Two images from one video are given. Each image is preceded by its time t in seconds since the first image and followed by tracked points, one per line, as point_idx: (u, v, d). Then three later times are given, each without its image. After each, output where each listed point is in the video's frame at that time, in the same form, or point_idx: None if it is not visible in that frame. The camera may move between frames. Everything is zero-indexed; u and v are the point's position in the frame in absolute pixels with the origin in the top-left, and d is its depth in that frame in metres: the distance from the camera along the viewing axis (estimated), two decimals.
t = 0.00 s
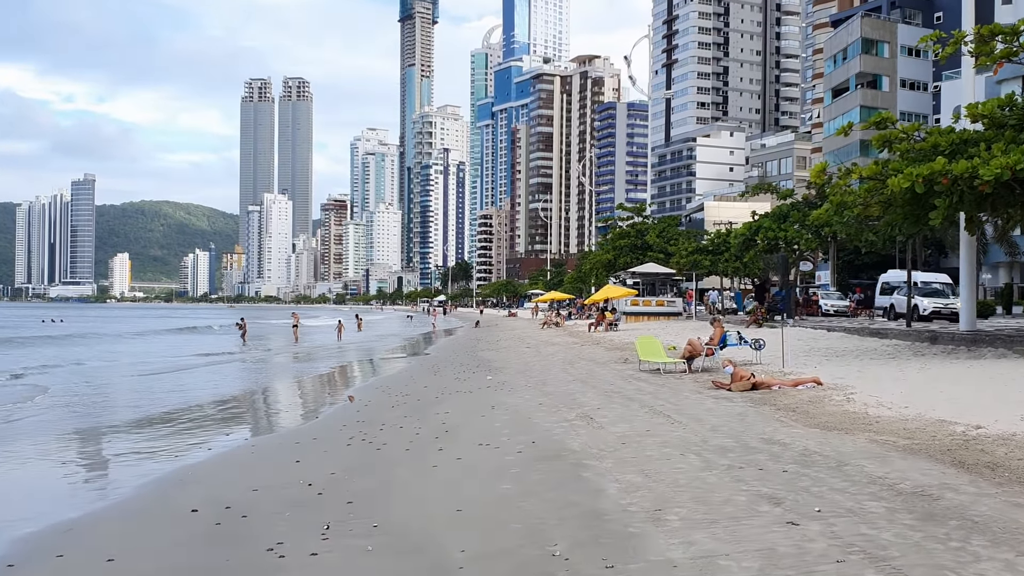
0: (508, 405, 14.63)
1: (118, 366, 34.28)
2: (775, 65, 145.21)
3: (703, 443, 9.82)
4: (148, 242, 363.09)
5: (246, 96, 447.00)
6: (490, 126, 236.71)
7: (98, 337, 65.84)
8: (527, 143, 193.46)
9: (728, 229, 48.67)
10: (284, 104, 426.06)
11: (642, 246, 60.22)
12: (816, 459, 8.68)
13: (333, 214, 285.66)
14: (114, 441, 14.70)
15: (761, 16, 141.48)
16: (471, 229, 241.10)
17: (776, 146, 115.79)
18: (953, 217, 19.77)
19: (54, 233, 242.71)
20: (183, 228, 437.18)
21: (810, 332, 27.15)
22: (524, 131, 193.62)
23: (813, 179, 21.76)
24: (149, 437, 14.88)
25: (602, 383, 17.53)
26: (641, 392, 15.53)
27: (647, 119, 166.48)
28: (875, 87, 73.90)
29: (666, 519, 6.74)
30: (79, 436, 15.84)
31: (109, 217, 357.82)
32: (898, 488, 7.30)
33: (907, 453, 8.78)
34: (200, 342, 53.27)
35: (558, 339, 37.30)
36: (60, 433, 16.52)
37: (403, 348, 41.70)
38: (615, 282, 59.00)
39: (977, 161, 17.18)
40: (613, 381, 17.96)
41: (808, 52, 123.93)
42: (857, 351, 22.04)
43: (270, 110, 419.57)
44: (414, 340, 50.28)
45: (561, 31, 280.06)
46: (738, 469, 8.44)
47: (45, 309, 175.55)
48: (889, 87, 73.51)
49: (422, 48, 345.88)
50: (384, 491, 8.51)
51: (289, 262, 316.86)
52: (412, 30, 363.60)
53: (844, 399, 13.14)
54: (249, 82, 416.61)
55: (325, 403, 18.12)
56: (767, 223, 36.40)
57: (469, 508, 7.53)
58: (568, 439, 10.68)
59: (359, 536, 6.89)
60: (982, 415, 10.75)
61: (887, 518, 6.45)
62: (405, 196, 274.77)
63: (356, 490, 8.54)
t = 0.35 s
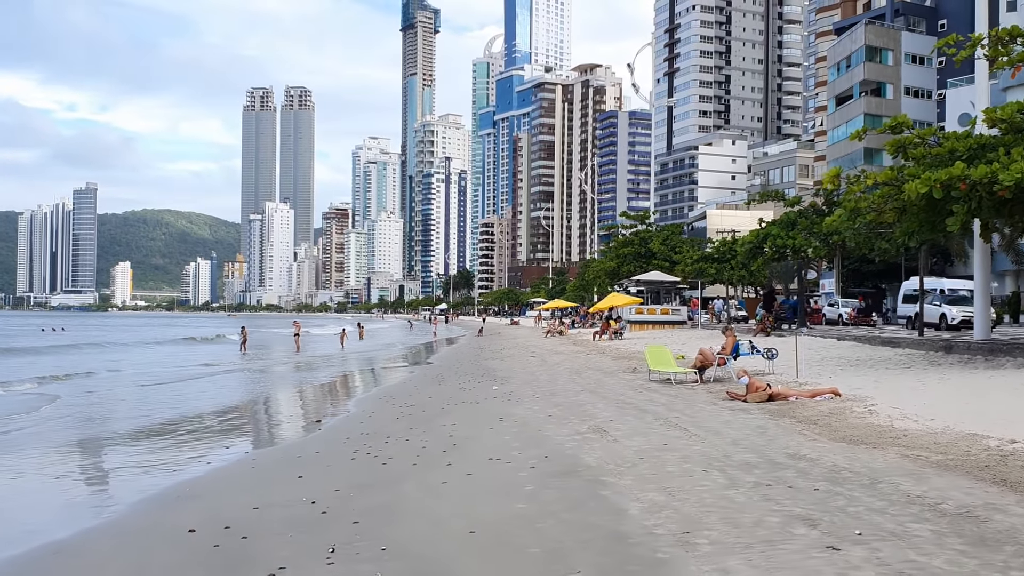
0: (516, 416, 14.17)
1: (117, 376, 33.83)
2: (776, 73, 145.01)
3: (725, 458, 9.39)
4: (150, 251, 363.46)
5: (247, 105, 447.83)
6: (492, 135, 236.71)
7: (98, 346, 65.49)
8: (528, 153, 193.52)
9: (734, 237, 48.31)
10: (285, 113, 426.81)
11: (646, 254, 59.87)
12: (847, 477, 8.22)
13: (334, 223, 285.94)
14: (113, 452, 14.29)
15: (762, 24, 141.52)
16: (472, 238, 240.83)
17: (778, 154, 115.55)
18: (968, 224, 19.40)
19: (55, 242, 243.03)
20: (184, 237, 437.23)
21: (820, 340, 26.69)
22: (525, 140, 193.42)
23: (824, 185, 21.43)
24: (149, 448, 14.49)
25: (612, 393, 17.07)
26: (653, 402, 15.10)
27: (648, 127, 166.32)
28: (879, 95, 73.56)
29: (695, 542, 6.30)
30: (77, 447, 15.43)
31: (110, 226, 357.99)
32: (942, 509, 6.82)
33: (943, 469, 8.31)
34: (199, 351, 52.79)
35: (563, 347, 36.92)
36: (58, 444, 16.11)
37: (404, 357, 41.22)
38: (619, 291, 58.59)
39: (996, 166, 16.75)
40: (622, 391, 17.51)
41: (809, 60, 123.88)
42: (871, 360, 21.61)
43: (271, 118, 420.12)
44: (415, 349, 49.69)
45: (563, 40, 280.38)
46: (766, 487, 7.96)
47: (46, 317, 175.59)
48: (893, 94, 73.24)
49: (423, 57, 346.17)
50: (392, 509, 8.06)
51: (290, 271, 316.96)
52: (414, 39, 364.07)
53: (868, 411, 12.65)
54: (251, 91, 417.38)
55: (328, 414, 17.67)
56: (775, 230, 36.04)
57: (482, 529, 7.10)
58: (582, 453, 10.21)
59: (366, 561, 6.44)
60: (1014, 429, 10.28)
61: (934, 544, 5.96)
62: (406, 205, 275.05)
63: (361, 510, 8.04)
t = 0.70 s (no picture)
0: (529, 427, 13.67)
1: (119, 384, 33.45)
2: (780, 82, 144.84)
3: (757, 474, 8.91)
4: (153, 259, 363.23)
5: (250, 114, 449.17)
6: (494, 143, 235.93)
7: (100, 354, 65.20)
8: (531, 161, 193.03)
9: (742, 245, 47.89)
10: (289, 122, 427.02)
11: (651, 261, 59.32)
12: (891, 493, 7.73)
13: (337, 232, 285.68)
14: (115, 463, 13.87)
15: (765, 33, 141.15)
16: (475, 247, 240.03)
17: (782, 163, 115.14)
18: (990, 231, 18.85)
19: (59, 250, 243.41)
20: (187, 245, 437.17)
21: (834, 350, 26.16)
22: (528, 148, 193.25)
23: (842, 191, 21.01)
24: (151, 460, 14.06)
25: (626, 403, 16.54)
26: (671, 413, 14.59)
27: (651, 136, 166.26)
28: (885, 102, 73.17)
29: (740, 569, 5.83)
30: (78, 459, 15.01)
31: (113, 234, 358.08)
32: (1001, 532, 6.33)
33: (994, 488, 7.80)
34: (202, 360, 52.36)
35: (570, 356, 36.41)
36: (57, 456, 15.64)
37: (406, 366, 40.79)
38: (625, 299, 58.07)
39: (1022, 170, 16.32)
40: (636, 401, 17.01)
41: (813, 69, 123.74)
42: (889, 369, 21.09)
43: (274, 127, 420.76)
44: (418, 358, 49.13)
45: (565, 49, 280.73)
46: (804, 507, 7.49)
47: (48, 326, 175.43)
48: (899, 102, 72.75)
49: (426, 65, 346.64)
50: (407, 528, 7.59)
51: (293, 279, 316.48)
52: (417, 48, 364.24)
53: (896, 424, 12.15)
54: (254, 100, 417.62)
55: (334, 423, 17.24)
56: (786, 238, 35.64)
57: (507, 552, 6.62)
58: (604, 468, 9.72)
59: None
60: None
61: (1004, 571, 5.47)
62: (408, 214, 274.56)
63: (376, 529, 7.59)
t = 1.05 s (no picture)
0: (539, 434, 13.09)
1: (120, 390, 32.96)
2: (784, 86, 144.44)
3: (787, 483, 8.41)
4: (156, 265, 363.35)
5: (253, 120, 449.56)
6: (497, 149, 235.51)
7: (101, 360, 64.67)
8: (534, 167, 192.78)
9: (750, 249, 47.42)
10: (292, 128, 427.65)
11: (657, 266, 58.88)
12: (933, 504, 7.22)
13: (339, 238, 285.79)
14: (115, 470, 13.30)
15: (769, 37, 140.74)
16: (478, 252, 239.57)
17: (787, 168, 114.63)
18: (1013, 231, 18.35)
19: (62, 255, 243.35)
20: (190, 251, 437.49)
21: (847, 354, 25.64)
22: (531, 154, 192.98)
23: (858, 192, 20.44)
24: (154, 467, 13.53)
25: (640, 409, 15.99)
26: (688, 419, 14.07)
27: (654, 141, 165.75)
28: (891, 106, 72.46)
29: None
30: (78, 463, 14.48)
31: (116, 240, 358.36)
32: None
33: None
34: (203, 365, 51.89)
35: (576, 361, 35.88)
36: (55, 460, 15.05)
37: (408, 372, 40.21)
38: (630, 304, 57.55)
39: None
40: (651, 407, 16.51)
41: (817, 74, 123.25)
42: (907, 373, 20.58)
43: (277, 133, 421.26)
44: (421, 363, 48.59)
45: (568, 54, 280.36)
46: (842, 518, 7.00)
47: (51, 332, 175.32)
48: (904, 106, 72.14)
49: (429, 71, 346.66)
50: (418, 543, 7.06)
51: (295, 285, 316.38)
52: (419, 54, 364.73)
53: (926, 430, 11.63)
54: (257, 106, 418.12)
55: (336, 430, 16.74)
56: (796, 241, 35.17)
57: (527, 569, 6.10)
58: (623, 477, 9.17)
59: None
60: None
61: None
62: (411, 219, 274.34)
63: (385, 543, 7.08)
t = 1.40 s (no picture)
0: (555, 444, 12.59)
1: (124, 396, 32.45)
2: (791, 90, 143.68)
3: (826, 499, 7.91)
4: (162, 270, 364.72)
5: (259, 125, 450.74)
6: (502, 154, 234.90)
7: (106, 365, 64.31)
8: (540, 172, 192.58)
9: (763, 253, 46.73)
10: (298, 133, 428.51)
11: (666, 270, 58.27)
12: (988, 524, 6.72)
13: (345, 243, 286.19)
14: (118, 481, 12.83)
15: (776, 41, 140.23)
16: (484, 257, 239.37)
17: (794, 172, 113.98)
18: None
19: (68, 261, 243.22)
20: (196, 256, 438.73)
21: (867, 360, 25.10)
22: (537, 159, 193.17)
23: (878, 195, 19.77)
24: (159, 477, 13.04)
25: (658, 418, 15.46)
26: (710, 429, 13.59)
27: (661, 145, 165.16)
28: (901, 110, 72.04)
29: None
30: (80, 472, 13.99)
31: (122, 244, 359.29)
32: None
33: None
34: (207, 371, 51.38)
35: (586, 367, 35.45)
36: (57, 469, 14.55)
37: (414, 378, 39.70)
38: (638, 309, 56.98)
39: None
40: (668, 415, 16.00)
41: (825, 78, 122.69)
42: (930, 380, 20.03)
43: (283, 139, 422.41)
44: (427, 369, 48.10)
45: (574, 58, 280.06)
46: (892, 540, 6.46)
47: (57, 337, 175.81)
48: (915, 110, 71.63)
49: (435, 76, 346.80)
50: (437, 566, 6.57)
51: (301, 289, 316.70)
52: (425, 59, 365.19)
53: (962, 441, 11.14)
54: (263, 112, 419.25)
55: (344, 438, 16.23)
56: (810, 245, 34.48)
57: None
58: (648, 493, 8.69)
59: None
60: None
61: None
62: (416, 224, 274.41)
63: (403, 565, 6.60)
